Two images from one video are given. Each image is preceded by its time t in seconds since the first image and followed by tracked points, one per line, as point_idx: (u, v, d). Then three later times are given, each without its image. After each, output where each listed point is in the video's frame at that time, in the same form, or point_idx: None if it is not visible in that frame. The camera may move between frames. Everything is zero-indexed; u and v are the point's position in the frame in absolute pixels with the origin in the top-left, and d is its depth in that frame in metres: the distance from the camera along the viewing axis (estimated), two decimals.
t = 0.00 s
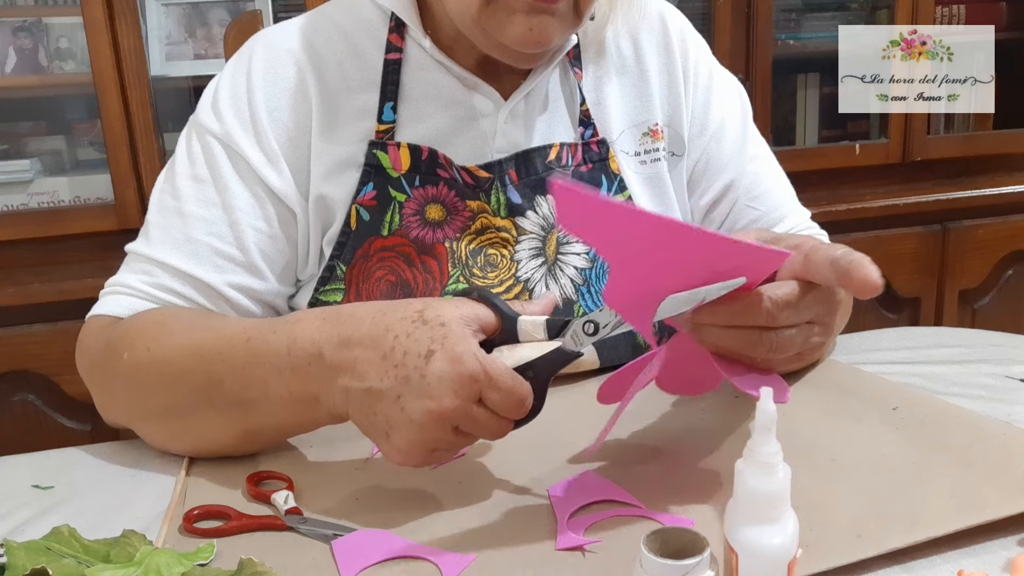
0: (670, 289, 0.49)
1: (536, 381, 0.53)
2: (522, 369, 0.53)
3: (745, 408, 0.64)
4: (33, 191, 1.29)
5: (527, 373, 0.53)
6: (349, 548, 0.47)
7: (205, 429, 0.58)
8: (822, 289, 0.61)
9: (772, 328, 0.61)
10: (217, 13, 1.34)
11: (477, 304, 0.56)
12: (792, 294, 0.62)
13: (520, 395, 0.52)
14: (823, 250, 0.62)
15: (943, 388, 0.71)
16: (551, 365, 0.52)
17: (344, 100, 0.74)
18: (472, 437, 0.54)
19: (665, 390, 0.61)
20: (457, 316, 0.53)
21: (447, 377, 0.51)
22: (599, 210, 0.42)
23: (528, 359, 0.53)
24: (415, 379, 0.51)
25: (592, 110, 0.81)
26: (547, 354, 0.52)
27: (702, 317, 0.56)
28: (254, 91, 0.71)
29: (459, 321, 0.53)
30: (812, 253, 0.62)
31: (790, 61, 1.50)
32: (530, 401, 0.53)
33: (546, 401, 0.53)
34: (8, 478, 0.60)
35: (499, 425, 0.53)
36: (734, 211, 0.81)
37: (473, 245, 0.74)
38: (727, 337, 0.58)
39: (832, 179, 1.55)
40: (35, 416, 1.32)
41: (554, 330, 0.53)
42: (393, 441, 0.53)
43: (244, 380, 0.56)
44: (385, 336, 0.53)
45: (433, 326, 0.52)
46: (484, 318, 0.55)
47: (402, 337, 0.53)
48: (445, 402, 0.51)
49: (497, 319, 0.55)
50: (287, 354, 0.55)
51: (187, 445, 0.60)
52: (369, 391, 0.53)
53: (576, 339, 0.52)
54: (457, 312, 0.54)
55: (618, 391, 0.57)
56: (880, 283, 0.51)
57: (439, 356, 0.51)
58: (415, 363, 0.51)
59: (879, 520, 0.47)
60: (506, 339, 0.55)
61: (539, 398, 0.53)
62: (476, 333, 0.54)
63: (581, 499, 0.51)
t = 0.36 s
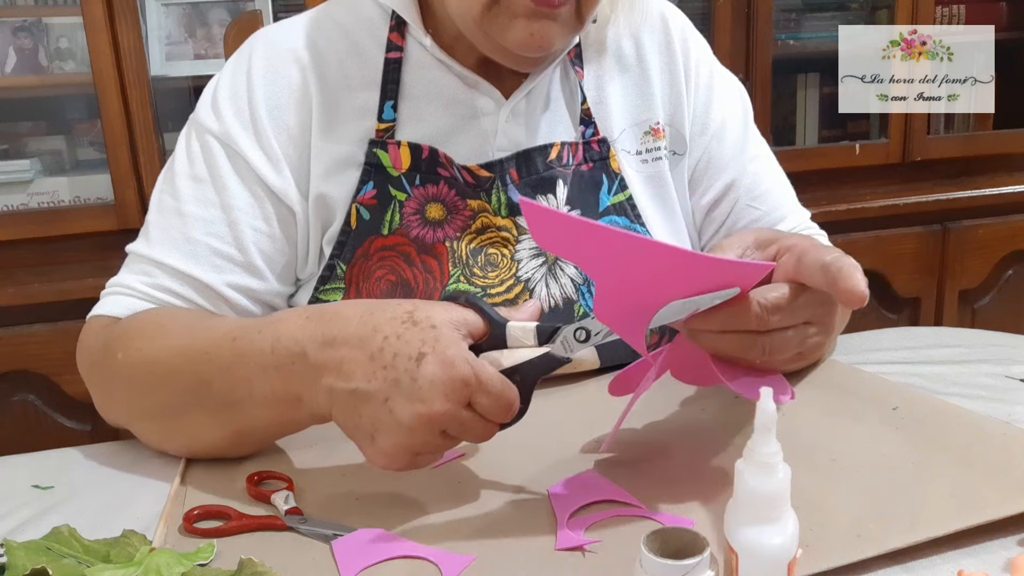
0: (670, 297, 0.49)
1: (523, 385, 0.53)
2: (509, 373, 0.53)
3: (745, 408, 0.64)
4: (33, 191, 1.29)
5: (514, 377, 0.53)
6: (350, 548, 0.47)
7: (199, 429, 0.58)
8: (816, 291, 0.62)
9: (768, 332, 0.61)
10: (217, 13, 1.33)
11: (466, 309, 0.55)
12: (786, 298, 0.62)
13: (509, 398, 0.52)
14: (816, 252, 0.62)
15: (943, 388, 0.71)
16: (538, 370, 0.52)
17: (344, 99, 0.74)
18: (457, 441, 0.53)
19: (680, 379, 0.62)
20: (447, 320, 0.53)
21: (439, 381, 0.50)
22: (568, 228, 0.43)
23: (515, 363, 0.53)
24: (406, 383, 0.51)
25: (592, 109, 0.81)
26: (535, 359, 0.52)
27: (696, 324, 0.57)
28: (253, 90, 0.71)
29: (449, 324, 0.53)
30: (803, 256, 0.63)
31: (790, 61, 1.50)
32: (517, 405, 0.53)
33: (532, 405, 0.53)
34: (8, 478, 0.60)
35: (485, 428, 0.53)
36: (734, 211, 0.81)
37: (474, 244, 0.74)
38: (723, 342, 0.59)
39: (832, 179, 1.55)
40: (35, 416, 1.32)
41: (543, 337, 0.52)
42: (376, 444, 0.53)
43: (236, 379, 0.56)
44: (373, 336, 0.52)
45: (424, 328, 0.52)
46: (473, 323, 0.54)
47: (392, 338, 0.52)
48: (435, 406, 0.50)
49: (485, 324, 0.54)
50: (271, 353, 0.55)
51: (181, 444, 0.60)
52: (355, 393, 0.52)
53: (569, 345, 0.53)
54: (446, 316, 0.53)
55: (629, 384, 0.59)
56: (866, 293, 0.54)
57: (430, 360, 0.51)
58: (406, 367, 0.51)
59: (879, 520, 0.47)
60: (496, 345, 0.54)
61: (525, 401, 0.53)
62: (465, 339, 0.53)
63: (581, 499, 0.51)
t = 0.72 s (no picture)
0: (666, 309, 0.52)
1: (509, 392, 0.53)
2: (497, 378, 0.53)
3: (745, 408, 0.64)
4: (33, 191, 1.29)
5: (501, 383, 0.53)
6: (349, 548, 0.47)
7: (191, 430, 0.58)
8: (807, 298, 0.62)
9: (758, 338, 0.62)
10: (217, 13, 1.33)
11: (454, 317, 0.56)
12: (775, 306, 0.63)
13: (497, 405, 0.52)
14: (808, 260, 0.62)
15: (943, 388, 0.71)
16: (526, 376, 0.53)
17: (345, 97, 0.74)
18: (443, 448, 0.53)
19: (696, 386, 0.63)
20: (436, 325, 0.54)
21: (431, 388, 0.50)
22: (540, 254, 0.47)
23: (502, 368, 0.53)
24: (396, 389, 0.51)
25: (593, 107, 0.81)
26: (524, 365, 0.53)
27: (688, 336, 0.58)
28: (253, 90, 0.71)
29: (439, 330, 0.53)
30: (794, 263, 0.63)
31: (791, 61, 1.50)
32: (505, 411, 0.53)
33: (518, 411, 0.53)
34: (7, 478, 0.60)
35: (470, 438, 0.53)
36: (735, 210, 0.81)
37: (474, 243, 0.74)
38: (718, 348, 0.61)
39: (833, 179, 1.55)
40: (35, 416, 1.32)
41: (533, 346, 0.53)
42: (359, 452, 0.52)
43: (231, 380, 0.55)
44: (362, 340, 0.52)
45: (414, 333, 0.52)
46: (462, 331, 0.55)
47: (382, 343, 0.52)
48: (425, 413, 0.50)
49: (473, 332, 0.55)
50: (253, 354, 0.55)
51: (174, 444, 0.59)
52: (341, 397, 0.52)
53: (557, 353, 0.52)
54: (436, 322, 0.54)
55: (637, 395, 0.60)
56: (847, 313, 0.52)
57: (421, 366, 0.51)
58: (398, 373, 0.51)
59: (880, 520, 0.47)
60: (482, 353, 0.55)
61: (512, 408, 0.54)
62: (454, 345, 0.54)
63: (581, 498, 0.51)
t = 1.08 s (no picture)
0: (665, 309, 0.52)
1: (504, 395, 0.54)
2: (491, 381, 0.54)
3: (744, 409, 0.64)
4: (33, 191, 1.29)
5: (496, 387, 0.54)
6: (348, 549, 0.47)
7: (189, 430, 0.58)
8: (827, 296, 0.58)
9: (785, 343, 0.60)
10: (217, 13, 1.33)
11: (449, 318, 0.56)
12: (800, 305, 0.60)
13: (490, 408, 0.52)
14: (824, 259, 0.61)
15: (943, 388, 0.71)
16: (520, 380, 0.53)
17: (345, 97, 0.74)
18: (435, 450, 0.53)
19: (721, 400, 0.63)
20: (432, 327, 0.53)
21: (423, 391, 0.50)
22: (523, 271, 0.51)
23: (496, 371, 0.54)
24: (388, 392, 0.50)
25: (592, 108, 0.81)
26: (518, 368, 0.53)
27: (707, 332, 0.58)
28: (253, 90, 0.71)
29: (433, 332, 0.53)
30: (811, 262, 0.61)
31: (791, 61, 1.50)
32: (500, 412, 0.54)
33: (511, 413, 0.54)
34: (8, 478, 0.60)
35: (463, 441, 0.53)
36: (734, 211, 0.81)
37: (474, 243, 0.74)
38: (741, 351, 0.59)
39: (833, 179, 1.55)
40: (35, 416, 1.32)
41: (528, 348, 0.53)
42: (351, 455, 0.52)
43: (227, 381, 0.55)
44: (354, 342, 0.52)
45: (407, 335, 0.52)
46: (456, 334, 0.54)
47: (374, 345, 0.51)
48: (418, 416, 0.50)
49: (468, 335, 0.55)
50: (247, 355, 0.54)
51: (171, 444, 0.59)
52: (334, 400, 0.52)
53: (552, 355, 0.52)
54: (431, 323, 0.54)
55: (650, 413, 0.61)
56: (868, 309, 0.52)
57: (414, 369, 0.50)
58: (390, 375, 0.50)
59: (879, 520, 0.47)
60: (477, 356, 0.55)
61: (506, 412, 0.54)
62: (449, 348, 0.54)
63: (581, 499, 0.51)
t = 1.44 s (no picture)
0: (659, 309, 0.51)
1: (507, 394, 0.54)
2: (494, 381, 0.54)
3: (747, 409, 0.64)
4: (33, 191, 1.29)
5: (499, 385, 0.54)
6: (348, 549, 0.47)
7: (190, 429, 0.58)
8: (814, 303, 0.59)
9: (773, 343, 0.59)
10: (217, 13, 1.33)
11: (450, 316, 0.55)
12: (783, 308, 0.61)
13: (493, 408, 0.52)
14: (812, 263, 0.62)
15: (943, 388, 0.71)
16: (523, 379, 0.53)
17: (345, 97, 0.74)
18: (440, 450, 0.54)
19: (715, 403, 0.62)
20: (432, 326, 0.53)
21: (428, 391, 0.50)
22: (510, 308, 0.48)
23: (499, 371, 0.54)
24: (394, 392, 0.50)
25: (593, 108, 0.81)
26: (522, 367, 0.53)
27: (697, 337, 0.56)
28: (254, 90, 0.71)
29: (435, 332, 0.53)
30: (799, 267, 0.62)
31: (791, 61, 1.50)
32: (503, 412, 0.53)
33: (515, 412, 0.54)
34: (8, 478, 0.60)
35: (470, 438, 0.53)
36: (734, 211, 0.81)
37: (474, 243, 0.74)
38: (734, 355, 0.58)
39: (833, 178, 1.55)
40: (35, 416, 1.32)
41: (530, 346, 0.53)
42: (358, 456, 0.52)
43: (227, 381, 0.55)
44: (359, 344, 0.52)
45: (410, 335, 0.52)
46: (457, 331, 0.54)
47: (379, 345, 0.51)
48: (424, 416, 0.50)
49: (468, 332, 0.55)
50: (249, 355, 0.54)
51: (171, 443, 0.59)
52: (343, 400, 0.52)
53: (553, 354, 0.52)
54: (431, 323, 0.53)
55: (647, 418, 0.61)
56: (843, 319, 0.51)
57: (418, 369, 0.51)
58: (395, 376, 0.51)
59: (879, 520, 0.47)
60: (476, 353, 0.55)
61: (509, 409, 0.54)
62: (451, 346, 0.53)
63: (581, 499, 0.51)
